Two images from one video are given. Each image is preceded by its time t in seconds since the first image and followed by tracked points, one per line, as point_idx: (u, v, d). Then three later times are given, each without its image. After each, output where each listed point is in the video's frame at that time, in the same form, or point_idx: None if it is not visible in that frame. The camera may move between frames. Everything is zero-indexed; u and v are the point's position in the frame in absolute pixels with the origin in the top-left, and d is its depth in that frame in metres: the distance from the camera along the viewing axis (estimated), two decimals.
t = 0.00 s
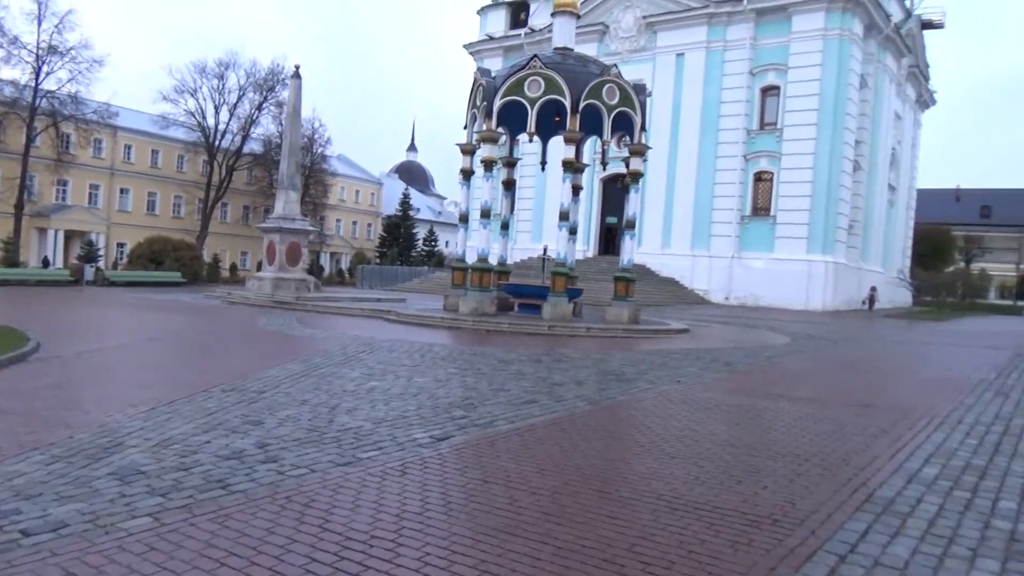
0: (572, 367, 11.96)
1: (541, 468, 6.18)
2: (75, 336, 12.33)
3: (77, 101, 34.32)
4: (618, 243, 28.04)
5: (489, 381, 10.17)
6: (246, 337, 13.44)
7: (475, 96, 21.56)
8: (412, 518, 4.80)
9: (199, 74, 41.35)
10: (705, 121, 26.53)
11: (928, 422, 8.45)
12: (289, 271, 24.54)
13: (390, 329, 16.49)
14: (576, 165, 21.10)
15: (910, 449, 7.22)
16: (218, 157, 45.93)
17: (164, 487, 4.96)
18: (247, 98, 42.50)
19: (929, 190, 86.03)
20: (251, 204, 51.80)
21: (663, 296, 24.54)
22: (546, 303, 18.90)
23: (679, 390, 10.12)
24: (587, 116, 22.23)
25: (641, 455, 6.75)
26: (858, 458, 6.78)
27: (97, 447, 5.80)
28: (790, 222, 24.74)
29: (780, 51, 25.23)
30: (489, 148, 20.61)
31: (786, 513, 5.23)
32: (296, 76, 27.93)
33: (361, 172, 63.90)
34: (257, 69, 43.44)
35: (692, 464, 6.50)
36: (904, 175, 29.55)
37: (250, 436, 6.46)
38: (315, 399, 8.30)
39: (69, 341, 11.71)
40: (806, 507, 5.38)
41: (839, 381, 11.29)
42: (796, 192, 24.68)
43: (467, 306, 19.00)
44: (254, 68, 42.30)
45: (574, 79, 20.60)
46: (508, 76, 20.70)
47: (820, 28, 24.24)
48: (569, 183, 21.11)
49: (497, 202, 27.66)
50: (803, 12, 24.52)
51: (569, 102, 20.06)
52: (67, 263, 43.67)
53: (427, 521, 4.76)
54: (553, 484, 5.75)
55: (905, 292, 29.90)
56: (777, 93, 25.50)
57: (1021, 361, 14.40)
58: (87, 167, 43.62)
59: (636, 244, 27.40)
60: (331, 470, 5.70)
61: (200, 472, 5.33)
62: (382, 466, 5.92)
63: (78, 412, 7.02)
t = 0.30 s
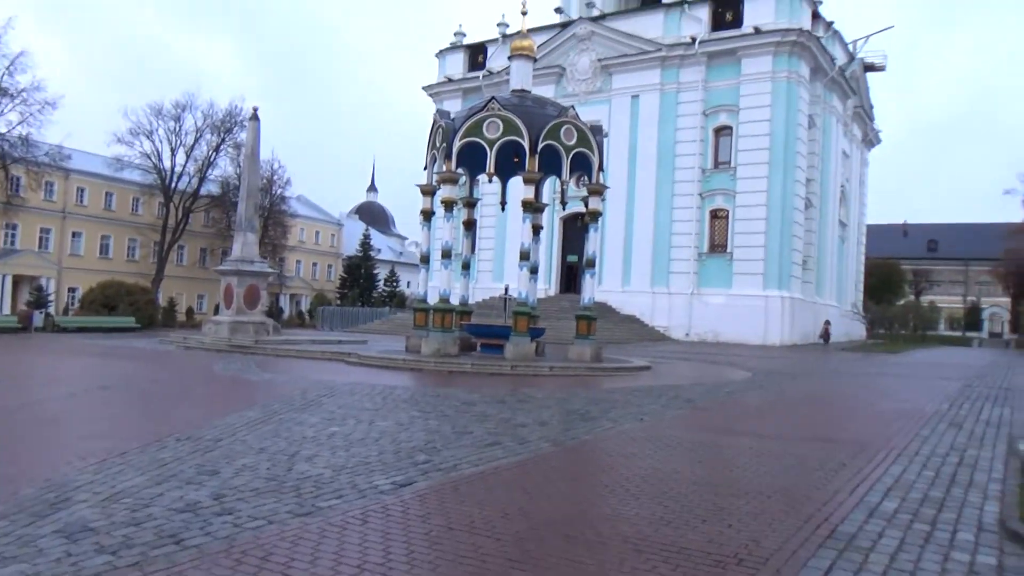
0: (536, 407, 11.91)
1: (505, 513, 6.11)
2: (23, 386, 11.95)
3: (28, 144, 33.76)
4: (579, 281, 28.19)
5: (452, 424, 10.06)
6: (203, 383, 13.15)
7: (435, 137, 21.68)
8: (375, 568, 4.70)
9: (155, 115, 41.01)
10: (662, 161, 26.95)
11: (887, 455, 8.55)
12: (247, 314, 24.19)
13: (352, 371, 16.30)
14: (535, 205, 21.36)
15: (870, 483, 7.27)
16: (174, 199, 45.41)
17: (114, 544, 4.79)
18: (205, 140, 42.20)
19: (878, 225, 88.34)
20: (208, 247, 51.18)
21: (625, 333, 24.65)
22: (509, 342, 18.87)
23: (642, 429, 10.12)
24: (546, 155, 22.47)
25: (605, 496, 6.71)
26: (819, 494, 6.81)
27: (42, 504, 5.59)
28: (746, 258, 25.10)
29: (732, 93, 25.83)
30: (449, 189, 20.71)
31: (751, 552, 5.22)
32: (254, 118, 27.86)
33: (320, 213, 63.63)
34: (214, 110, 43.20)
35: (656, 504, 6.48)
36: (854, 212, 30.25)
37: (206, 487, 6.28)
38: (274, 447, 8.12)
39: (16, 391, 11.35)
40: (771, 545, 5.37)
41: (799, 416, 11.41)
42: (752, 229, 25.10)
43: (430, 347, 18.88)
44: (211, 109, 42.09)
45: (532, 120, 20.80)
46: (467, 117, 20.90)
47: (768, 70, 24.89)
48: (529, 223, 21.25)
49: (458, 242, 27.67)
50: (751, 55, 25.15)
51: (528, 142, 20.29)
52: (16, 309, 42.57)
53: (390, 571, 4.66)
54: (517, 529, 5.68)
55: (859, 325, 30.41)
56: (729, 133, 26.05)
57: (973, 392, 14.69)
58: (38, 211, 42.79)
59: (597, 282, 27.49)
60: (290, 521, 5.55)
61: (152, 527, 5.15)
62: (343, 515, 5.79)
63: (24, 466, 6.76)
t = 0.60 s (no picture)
0: (531, 445, 11.84)
1: (501, 553, 6.06)
2: (13, 429, 11.83)
3: (21, 186, 33.83)
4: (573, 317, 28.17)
5: (446, 463, 10.00)
6: (195, 424, 13.04)
7: (427, 176, 21.82)
8: None
9: (148, 157, 41.20)
10: (652, 197, 27.11)
11: (884, 490, 8.52)
12: (239, 354, 24.07)
13: (345, 411, 16.20)
14: (528, 241, 21.50)
15: (868, 519, 7.23)
16: (167, 239, 45.45)
17: None
18: (198, 180, 42.37)
19: (868, 258, 88.85)
20: (200, 286, 51.12)
21: (619, 368, 24.59)
22: (503, 379, 18.81)
23: (638, 465, 10.07)
24: (537, 193, 22.63)
25: (602, 535, 6.66)
26: (818, 530, 6.77)
27: (29, 551, 5.50)
28: (738, 292, 25.15)
29: (720, 130, 26.11)
30: (442, 227, 20.81)
31: None
32: (247, 158, 28.03)
33: (313, 252, 63.72)
34: (207, 151, 43.42)
35: (653, 542, 6.43)
36: (843, 246, 30.42)
37: (196, 531, 6.19)
38: (266, 489, 8.03)
39: (5, 435, 11.23)
40: None
41: (795, 450, 11.37)
42: (743, 263, 25.19)
43: (424, 385, 18.79)
44: (204, 150, 42.31)
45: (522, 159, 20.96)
46: (458, 156, 21.10)
47: (755, 107, 25.21)
48: (521, 259, 21.32)
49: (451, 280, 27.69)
50: (738, 93, 25.47)
51: (519, 181, 20.44)
52: (6, 351, 42.28)
53: None
54: (514, 569, 5.62)
55: (852, 358, 30.41)
56: (718, 169, 26.29)
57: (969, 424, 14.68)
58: (29, 252, 42.69)
59: (590, 318, 27.42)
60: (283, 565, 5.48)
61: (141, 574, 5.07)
62: (336, 558, 5.73)
63: (11, 512, 6.66)
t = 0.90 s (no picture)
0: (535, 478, 11.75)
1: None
2: (14, 465, 11.79)
3: (26, 221, 34.01)
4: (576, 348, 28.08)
5: (449, 497, 9.92)
6: (196, 459, 12.98)
7: (429, 209, 21.95)
8: None
9: (153, 191, 41.47)
10: (654, 228, 27.16)
11: (893, 522, 8.43)
12: (241, 388, 24.00)
13: (347, 444, 16.11)
14: (530, 273, 21.55)
15: (877, 553, 7.12)
16: (170, 273, 45.59)
17: None
18: (202, 215, 42.60)
19: (871, 287, 88.76)
20: (203, 319, 51.17)
21: (623, 399, 24.47)
22: (506, 411, 18.73)
23: (643, 498, 9.99)
24: (539, 225, 22.73)
25: (607, 570, 6.59)
26: (827, 565, 6.68)
27: None
28: (742, 322, 25.08)
29: (720, 161, 26.25)
30: (444, 259, 20.88)
31: None
32: (251, 192, 28.20)
33: (316, 285, 63.83)
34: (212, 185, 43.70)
35: None
36: (845, 276, 30.37)
37: (196, 568, 6.13)
38: (268, 524, 7.97)
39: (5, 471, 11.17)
40: None
41: (801, 482, 11.28)
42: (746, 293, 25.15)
43: (426, 418, 18.70)
44: (209, 185, 42.60)
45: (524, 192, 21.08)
46: (461, 189, 21.26)
47: (755, 139, 25.36)
48: (524, 291, 21.34)
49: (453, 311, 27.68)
50: (738, 125, 25.64)
51: (522, 213, 20.54)
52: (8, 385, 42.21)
53: None
54: None
55: (857, 388, 30.24)
56: (719, 200, 26.36)
57: (976, 455, 14.57)
58: (33, 286, 42.77)
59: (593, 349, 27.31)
60: None
61: None
62: None
63: (10, 549, 6.61)
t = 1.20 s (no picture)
0: (529, 502, 11.68)
1: None
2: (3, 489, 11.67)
3: (20, 243, 33.91)
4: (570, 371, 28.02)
5: (443, 521, 9.86)
6: (187, 483, 12.87)
7: (425, 232, 22.00)
8: None
9: (148, 213, 41.45)
10: (648, 250, 27.16)
11: (889, 547, 8.39)
12: (234, 410, 23.89)
13: (340, 467, 16.01)
14: (525, 296, 21.58)
15: None
16: (164, 294, 45.47)
17: None
18: (196, 237, 42.56)
19: (865, 310, 88.95)
20: (196, 341, 50.98)
21: (617, 422, 24.39)
22: (500, 434, 18.65)
23: (638, 523, 9.94)
24: (534, 247, 22.81)
25: None
26: None
27: None
28: (736, 344, 25.05)
29: (714, 184, 26.34)
30: (439, 281, 20.93)
31: None
32: (246, 214, 28.26)
33: (311, 306, 63.72)
34: (207, 207, 43.70)
35: None
36: (839, 300, 30.39)
37: None
38: (260, 550, 7.91)
39: None
40: None
41: (797, 506, 11.22)
42: (740, 316, 25.14)
43: (420, 441, 18.61)
44: (204, 207, 42.60)
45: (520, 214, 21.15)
46: (456, 212, 21.32)
47: (748, 162, 25.49)
48: (518, 314, 21.36)
49: (448, 334, 27.63)
50: (732, 148, 25.78)
51: (517, 236, 20.59)
52: None
53: None
54: None
55: (852, 411, 30.17)
56: (713, 223, 26.46)
57: (971, 478, 14.53)
58: (25, 308, 42.61)
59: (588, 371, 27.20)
60: None
61: None
62: None
63: None
